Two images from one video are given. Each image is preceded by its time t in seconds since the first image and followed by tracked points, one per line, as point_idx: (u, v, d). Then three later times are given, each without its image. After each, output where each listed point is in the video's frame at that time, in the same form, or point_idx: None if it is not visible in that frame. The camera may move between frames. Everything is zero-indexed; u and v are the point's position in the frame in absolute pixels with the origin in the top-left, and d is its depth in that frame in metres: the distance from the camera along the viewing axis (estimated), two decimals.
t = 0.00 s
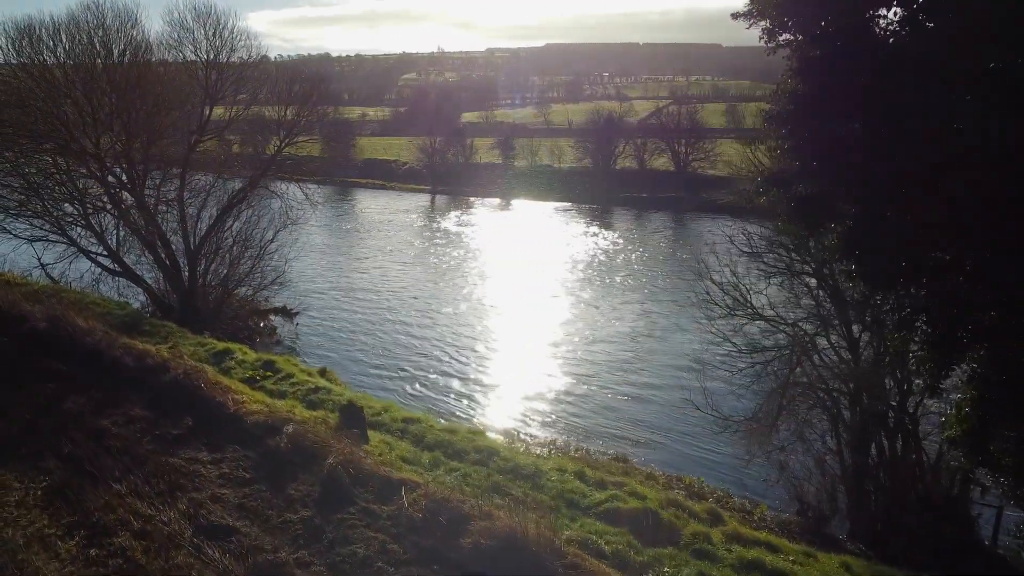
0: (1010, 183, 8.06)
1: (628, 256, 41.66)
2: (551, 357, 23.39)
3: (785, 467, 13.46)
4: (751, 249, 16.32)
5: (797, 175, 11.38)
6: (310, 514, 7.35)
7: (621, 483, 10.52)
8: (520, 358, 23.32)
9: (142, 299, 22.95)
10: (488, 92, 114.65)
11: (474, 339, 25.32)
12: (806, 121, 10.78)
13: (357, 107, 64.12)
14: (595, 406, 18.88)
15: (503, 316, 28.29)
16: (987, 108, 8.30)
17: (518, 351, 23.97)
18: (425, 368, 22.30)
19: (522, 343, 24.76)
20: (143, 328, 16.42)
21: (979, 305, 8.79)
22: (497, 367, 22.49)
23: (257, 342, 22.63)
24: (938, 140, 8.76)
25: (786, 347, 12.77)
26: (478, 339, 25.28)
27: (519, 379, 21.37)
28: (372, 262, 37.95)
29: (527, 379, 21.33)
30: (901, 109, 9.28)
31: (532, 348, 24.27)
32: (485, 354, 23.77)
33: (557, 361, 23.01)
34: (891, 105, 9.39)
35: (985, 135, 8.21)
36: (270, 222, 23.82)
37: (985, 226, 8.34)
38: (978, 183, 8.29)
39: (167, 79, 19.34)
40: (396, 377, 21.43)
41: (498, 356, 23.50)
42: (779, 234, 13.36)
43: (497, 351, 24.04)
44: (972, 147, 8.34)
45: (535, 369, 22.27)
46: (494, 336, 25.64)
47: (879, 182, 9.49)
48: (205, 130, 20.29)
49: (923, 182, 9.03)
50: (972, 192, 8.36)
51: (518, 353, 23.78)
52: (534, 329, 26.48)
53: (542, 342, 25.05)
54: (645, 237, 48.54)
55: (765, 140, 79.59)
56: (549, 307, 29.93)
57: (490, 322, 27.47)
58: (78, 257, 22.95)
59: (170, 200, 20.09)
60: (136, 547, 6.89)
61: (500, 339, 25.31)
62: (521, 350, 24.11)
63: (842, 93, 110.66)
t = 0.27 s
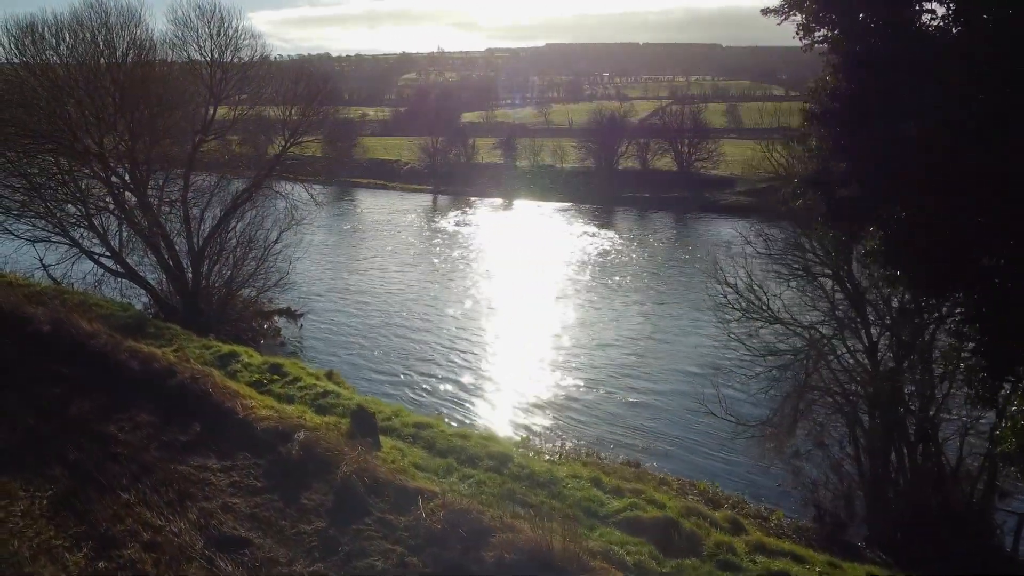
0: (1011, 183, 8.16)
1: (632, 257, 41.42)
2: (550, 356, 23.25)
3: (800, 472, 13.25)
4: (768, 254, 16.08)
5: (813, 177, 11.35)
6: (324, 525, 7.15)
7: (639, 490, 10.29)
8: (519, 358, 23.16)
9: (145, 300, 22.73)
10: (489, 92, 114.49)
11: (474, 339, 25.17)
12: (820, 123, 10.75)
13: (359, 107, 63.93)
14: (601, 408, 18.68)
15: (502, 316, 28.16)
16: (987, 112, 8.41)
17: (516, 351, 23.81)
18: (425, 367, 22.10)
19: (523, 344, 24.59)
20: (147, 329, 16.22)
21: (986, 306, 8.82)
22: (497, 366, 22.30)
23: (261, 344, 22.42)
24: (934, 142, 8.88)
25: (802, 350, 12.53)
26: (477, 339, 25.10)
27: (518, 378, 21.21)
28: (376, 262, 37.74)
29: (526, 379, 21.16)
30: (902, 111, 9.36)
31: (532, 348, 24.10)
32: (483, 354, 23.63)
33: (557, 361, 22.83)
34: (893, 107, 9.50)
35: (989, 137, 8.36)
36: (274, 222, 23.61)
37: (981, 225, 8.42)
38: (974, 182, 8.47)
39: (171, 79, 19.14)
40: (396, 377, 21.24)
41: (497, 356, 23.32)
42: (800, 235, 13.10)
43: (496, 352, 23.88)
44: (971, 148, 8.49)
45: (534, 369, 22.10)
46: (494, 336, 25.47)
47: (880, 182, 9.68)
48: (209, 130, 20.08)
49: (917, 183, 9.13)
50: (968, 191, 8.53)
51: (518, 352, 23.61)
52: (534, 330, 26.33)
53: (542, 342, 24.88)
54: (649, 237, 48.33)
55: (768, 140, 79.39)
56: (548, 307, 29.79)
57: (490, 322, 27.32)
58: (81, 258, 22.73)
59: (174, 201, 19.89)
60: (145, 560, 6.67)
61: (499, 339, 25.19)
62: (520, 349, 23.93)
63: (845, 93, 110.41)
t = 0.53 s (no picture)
0: (1016, 182, 8.34)
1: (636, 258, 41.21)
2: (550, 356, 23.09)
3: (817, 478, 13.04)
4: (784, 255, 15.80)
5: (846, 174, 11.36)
6: (341, 537, 6.96)
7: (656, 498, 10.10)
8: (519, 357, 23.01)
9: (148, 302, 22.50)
10: (489, 91, 114.29)
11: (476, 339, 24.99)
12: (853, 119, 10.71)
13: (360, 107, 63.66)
14: (609, 411, 18.51)
15: (502, 315, 27.96)
16: (990, 115, 8.41)
17: (517, 350, 23.65)
18: (428, 369, 21.93)
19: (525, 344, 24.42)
20: (151, 332, 16.00)
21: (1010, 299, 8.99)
22: (500, 367, 22.08)
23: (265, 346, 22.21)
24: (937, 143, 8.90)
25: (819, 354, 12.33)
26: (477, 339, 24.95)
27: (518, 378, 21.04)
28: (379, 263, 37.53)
29: (526, 378, 21.03)
30: (906, 110, 9.32)
31: (533, 348, 23.93)
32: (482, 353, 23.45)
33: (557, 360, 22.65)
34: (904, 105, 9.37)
35: (996, 138, 8.39)
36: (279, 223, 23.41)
37: (992, 225, 8.65)
38: (979, 183, 8.62)
39: (175, 78, 18.94)
40: (397, 378, 21.07)
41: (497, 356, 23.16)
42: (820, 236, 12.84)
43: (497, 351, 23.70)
44: (973, 148, 8.55)
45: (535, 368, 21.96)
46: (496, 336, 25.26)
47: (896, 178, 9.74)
48: (213, 130, 19.89)
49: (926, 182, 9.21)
50: (975, 191, 8.66)
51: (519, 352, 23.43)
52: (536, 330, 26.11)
53: (543, 341, 24.71)
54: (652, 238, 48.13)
55: (770, 140, 79.27)
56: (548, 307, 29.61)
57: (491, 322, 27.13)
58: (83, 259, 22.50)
59: (178, 202, 19.69)
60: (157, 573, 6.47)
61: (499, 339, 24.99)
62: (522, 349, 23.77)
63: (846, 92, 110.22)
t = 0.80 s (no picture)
0: (1017, 183, 7.97)
1: (641, 258, 40.97)
2: (548, 356, 23.20)
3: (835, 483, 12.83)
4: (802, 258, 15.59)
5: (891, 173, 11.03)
6: (359, 551, 6.76)
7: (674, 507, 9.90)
8: (519, 358, 23.01)
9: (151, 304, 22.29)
10: (490, 91, 114.12)
11: (478, 340, 24.91)
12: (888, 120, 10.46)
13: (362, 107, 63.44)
14: (619, 415, 18.34)
15: (501, 316, 27.95)
16: (990, 113, 8.06)
17: (518, 352, 23.63)
18: (432, 371, 21.82)
19: (529, 346, 24.30)
20: (156, 335, 15.79)
21: None
22: (508, 369, 21.87)
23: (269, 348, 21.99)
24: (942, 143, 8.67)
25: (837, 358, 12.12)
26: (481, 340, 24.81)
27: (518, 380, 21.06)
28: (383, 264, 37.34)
29: (525, 379, 21.06)
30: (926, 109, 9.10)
31: (535, 350, 23.89)
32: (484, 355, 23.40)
33: (557, 361, 22.66)
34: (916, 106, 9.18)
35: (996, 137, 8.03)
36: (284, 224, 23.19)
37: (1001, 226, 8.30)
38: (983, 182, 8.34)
39: (179, 78, 18.73)
40: (400, 380, 20.97)
41: (497, 357, 23.15)
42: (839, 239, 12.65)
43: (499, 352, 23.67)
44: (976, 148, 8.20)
45: (534, 369, 22.01)
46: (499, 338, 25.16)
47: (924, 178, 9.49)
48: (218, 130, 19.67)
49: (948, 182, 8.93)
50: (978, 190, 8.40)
51: (522, 354, 23.37)
52: (538, 330, 26.08)
53: (542, 341, 24.72)
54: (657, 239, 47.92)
55: (772, 140, 79.07)
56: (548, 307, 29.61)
57: (493, 323, 27.04)
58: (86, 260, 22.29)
59: (182, 202, 19.48)
60: None
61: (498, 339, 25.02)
62: (524, 351, 23.73)
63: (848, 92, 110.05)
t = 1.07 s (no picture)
0: None
1: (646, 259, 40.78)
2: (549, 356, 23.13)
3: (852, 490, 12.63)
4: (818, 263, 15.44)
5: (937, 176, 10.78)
6: (380, 566, 6.58)
7: (695, 515, 9.70)
8: (522, 359, 22.89)
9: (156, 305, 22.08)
10: (491, 91, 113.90)
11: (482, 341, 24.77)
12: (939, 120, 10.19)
13: (364, 107, 63.16)
14: (629, 418, 18.14)
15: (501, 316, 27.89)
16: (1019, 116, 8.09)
17: (521, 352, 23.51)
18: (437, 372, 21.66)
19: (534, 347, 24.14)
20: (163, 338, 15.61)
21: None
22: (515, 372, 21.68)
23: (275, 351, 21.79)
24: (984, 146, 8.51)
25: (856, 363, 11.91)
26: (487, 342, 24.64)
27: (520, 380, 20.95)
28: (388, 265, 37.14)
29: (534, 381, 20.86)
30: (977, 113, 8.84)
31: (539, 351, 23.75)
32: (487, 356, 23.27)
33: (561, 362, 22.51)
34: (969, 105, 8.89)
35: None
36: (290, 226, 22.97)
37: None
38: None
39: (185, 78, 18.51)
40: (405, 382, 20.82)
41: (500, 358, 23.03)
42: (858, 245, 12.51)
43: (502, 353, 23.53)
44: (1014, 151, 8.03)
45: (536, 369, 21.91)
46: (502, 339, 25.02)
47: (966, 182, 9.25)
48: (224, 131, 19.41)
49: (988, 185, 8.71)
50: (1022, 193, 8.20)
51: (526, 355, 23.23)
52: (539, 331, 25.99)
53: (549, 343, 24.54)
54: (661, 239, 47.73)
55: (774, 139, 78.87)
56: (551, 308, 29.46)
57: (497, 324, 26.89)
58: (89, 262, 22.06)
59: (187, 204, 19.26)
60: None
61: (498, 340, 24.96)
62: (528, 351, 23.61)
63: (850, 92, 109.91)
